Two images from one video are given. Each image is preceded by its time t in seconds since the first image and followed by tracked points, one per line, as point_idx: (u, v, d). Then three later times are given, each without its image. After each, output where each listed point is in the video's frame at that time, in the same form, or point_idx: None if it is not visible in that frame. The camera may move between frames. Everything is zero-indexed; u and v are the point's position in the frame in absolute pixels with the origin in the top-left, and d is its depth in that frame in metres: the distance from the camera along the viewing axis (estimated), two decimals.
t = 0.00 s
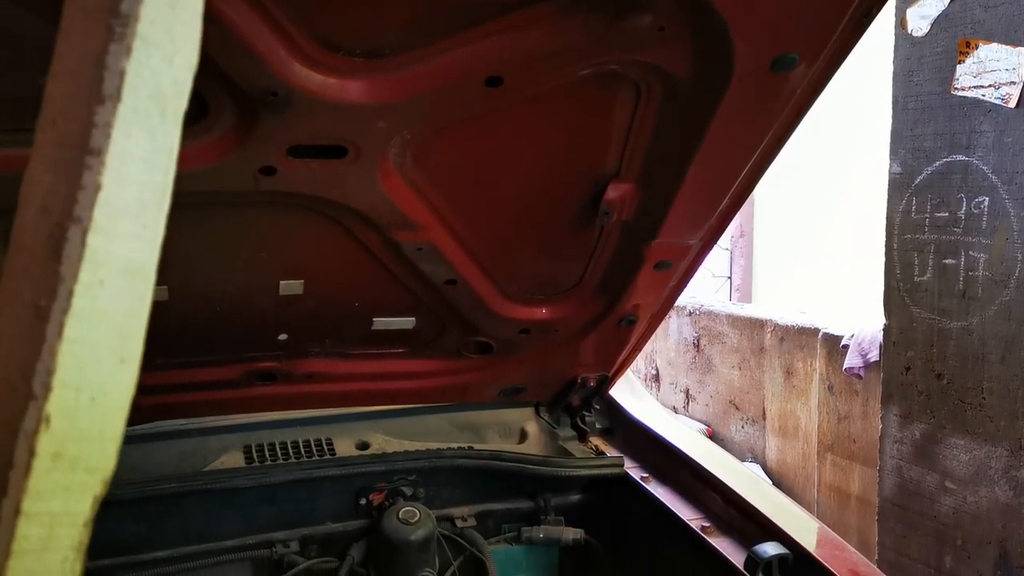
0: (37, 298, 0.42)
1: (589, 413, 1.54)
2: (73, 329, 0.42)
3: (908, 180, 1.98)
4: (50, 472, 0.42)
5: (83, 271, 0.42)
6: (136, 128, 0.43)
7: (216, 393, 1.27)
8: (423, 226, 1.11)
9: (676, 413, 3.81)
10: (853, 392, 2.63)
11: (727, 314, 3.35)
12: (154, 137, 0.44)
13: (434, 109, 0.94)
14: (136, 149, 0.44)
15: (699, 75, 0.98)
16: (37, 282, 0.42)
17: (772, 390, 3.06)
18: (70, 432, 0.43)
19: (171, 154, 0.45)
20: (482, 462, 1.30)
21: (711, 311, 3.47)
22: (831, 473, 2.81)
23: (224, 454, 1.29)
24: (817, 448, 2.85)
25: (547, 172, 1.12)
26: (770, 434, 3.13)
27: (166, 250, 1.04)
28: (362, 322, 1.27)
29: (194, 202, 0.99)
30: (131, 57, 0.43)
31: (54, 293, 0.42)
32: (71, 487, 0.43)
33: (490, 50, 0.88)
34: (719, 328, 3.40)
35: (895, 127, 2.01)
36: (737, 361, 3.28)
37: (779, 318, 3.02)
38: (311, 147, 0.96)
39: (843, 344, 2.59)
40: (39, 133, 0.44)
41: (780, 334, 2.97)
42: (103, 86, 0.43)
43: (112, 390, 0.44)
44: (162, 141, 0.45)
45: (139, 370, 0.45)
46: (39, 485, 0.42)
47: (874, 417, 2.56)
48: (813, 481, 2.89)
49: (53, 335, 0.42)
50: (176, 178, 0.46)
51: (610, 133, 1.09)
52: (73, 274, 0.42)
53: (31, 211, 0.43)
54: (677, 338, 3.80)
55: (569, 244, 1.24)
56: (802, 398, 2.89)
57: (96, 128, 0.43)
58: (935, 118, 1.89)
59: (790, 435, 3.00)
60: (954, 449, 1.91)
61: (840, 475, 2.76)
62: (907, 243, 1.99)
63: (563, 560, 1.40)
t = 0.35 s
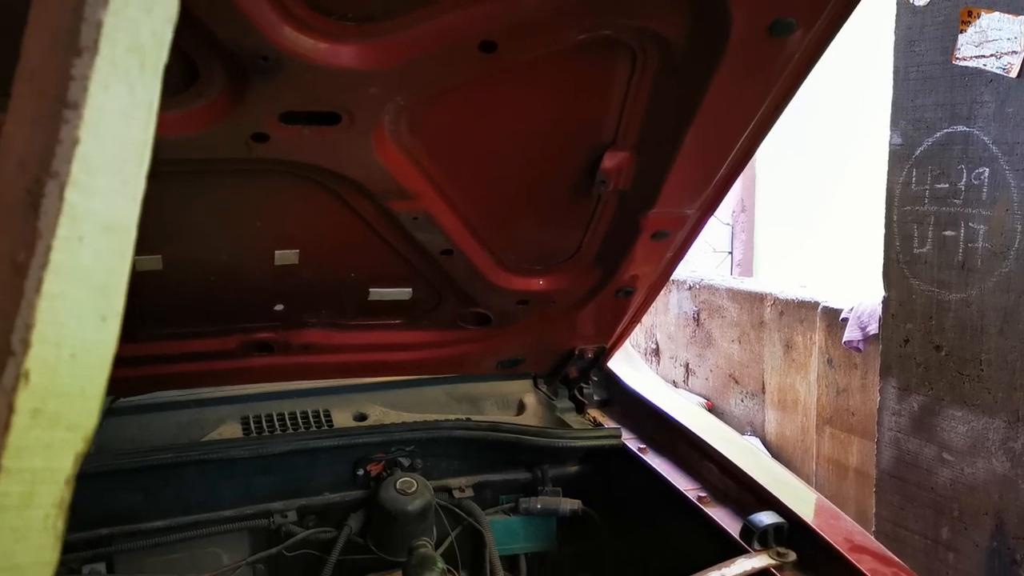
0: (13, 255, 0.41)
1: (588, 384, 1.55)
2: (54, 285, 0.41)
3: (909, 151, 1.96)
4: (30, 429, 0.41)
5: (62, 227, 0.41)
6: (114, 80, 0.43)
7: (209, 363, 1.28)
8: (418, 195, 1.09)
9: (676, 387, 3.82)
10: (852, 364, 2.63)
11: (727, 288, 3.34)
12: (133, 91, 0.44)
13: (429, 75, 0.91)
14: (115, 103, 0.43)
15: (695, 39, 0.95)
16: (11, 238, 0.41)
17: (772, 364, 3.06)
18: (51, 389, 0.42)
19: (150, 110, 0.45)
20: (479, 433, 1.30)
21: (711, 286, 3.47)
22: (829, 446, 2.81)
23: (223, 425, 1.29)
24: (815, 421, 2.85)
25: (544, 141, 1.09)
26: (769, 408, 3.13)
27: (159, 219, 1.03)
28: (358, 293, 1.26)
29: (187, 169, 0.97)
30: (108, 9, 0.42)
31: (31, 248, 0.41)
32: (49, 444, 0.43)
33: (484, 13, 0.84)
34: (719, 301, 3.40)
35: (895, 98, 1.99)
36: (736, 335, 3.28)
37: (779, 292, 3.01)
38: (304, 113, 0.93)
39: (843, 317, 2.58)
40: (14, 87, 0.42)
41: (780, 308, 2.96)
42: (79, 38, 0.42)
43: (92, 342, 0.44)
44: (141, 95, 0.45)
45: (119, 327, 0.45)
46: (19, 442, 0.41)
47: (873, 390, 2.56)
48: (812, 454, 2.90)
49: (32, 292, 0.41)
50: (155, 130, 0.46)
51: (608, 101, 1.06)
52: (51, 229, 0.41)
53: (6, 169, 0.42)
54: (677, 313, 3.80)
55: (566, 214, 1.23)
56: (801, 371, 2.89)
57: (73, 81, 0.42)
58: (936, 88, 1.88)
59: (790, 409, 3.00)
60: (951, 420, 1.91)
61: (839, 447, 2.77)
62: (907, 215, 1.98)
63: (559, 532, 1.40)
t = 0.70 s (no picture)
0: None
1: (584, 361, 1.55)
2: (33, 251, 0.41)
3: (908, 128, 1.95)
4: (10, 396, 0.41)
5: (41, 192, 0.41)
6: (94, 43, 0.42)
7: (206, 341, 1.28)
8: (414, 170, 1.08)
9: (676, 366, 3.83)
10: (851, 343, 2.63)
11: (726, 267, 3.34)
12: (113, 54, 0.43)
13: (422, 49, 0.89)
14: (94, 65, 0.43)
15: (690, 12, 0.93)
16: None
17: (771, 343, 3.06)
18: (32, 355, 0.42)
19: (132, 71, 0.44)
20: (476, 410, 1.30)
21: (711, 265, 3.47)
22: (827, 425, 2.82)
23: (220, 402, 1.29)
24: (814, 399, 2.85)
25: (539, 117, 1.08)
26: (768, 387, 3.13)
27: (152, 194, 1.02)
28: (354, 269, 1.26)
29: (179, 143, 0.96)
30: None
31: (8, 213, 0.40)
32: (31, 412, 0.42)
33: None
34: (718, 280, 3.40)
35: (896, 74, 1.98)
36: (735, 314, 3.28)
37: (778, 270, 3.01)
38: (297, 84, 0.91)
39: (842, 295, 2.58)
40: None
41: (779, 287, 2.96)
42: None
43: (77, 307, 0.43)
44: (122, 58, 0.44)
45: (103, 294, 0.44)
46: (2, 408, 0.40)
47: (871, 368, 2.56)
48: (810, 432, 2.90)
49: (11, 257, 0.40)
50: (137, 96, 0.45)
51: (604, 76, 1.04)
52: (29, 194, 0.41)
53: None
54: (676, 292, 3.82)
55: (562, 190, 1.22)
56: (800, 350, 2.89)
57: (52, 43, 0.41)
58: (936, 64, 1.87)
59: (789, 387, 3.00)
60: (949, 397, 1.91)
61: (837, 426, 2.77)
62: (906, 192, 1.97)
63: (555, 509, 1.40)
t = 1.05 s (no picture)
0: None
1: (583, 341, 1.55)
2: (22, 220, 0.40)
3: (909, 106, 1.94)
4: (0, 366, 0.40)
5: (29, 159, 0.41)
6: (80, 9, 0.42)
7: (204, 320, 1.27)
8: (410, 147, 1.07)
9: (675, 347, 3.84)
10: (849, 323, 2.63)
11: (726, 248, 3.34)
12: (101, 21, 0.43)
13: (416, 23, 0.87)
14: (82, 32, 0.42)
15: None
16: None
17: (770, 323, 3.06)
18: (21, 325, 0.41)
19: (120, 38, 0.44)
20: (474, 389, 1.30)
21: (710, 246, 3.47)
22: (825, 405, 2.82)
23: (217, 381, 1.29)
24: (812, 380, 2.86)
25: (536, 93, 1.06)
26: (767, 367, 3.14)
27: (146, 171, 1.02)
28: (351, 248, 1.25)
29: (173, 119, 0.95)
30: None
31: None
32: (29, 380, 0.42)
33: None
34: (717, 261, 3.40)
35: (897, 51, 1.96)
36: (734, 294, 3.28)
37: (778, 251, 3.01)
38: (290, 59, 0.89)
39: (841, 275, 2.58)
40: None
41: (778, 267, 2.96)
42: None
43: (68, 277, 0.43)
44: (110, 24, 0.44)
45: (93, 264, 0.44)
46: None
47: (870, 348, 2.56)
48: (808, 413, 2.91)
49: None
50: (125, 65, 0.45)
51: (602, 53, 1.02)
52: (17, 162, 0.40)
53: None
54: (675, 273, 3.83)
55: (560, 169, 1.21)
56: (799, 330, 2.89)
57: (38, 9, 0.41)
58: (937, 42, 1.85)
59: (787, 368, 3.00)
60: (947, 376, 1.92)
61: (835, 407, 2.77)
62: (906, 170, 1.97)
63: (554, 488, 1.40)
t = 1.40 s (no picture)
0: None
1: (582, 321, 1.55)
2: (14, 190, 0.40)
3: (909, 84, 1.94)
4: None
5: (22, 130, 0.40)
6: None
7: (203, 300, 1.27)
8: (408, 125, 1.06)
9: (674, 328, 3.85)
10: (848, 304, 2.63)
11: (725, 229, 3.34)
12: None
13: None
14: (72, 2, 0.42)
15: None
16: None
17: (769, 304, 3.07)
18: (15, 298, 0.40)
19: (111, 7, 0.44)
20: (473, 369, 1.30)
21: (710, 227, 3.47)
22: (825, 385, 2.83)
23: (217, 362, 1.29)
24: (811, 360, 2.86)
25: (534, 71, 1.05)
26: (766, 348, 3.15)
27: (143, 150, 1.01)
28: (349, 228, 1.25)
29: (168, 98, 0.94)
30: None
31: None
32: (21, 356, 0.41)
33: None
34: (717, 242, 3.40)
35: (897, 29, 1.95)
36: (733, 275, 3.29)
37: (777, 232, 3.01)
38: (286, 35, 0.87)
39: (840, 255, 2.58)
40: None
41: (778, 248, 2.96)
42: None
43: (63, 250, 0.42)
44: None
45: (88, 236, 0.43)
46: None
47: (869, 328, 2.56)
48: (807, 393, 2.91)
49: None
50: (118, 35, 0.44)
51: (601, 30, 1.00)
52: (9, 132, 0.40)
53: None
54: (674, 254, 3.83)
55: (559, 147, 1.20)
56: (798, 311, 2.89)
57: None
58: (938, 19, 1.84)
59: (787, 348, 3.00)
60: (947, 355, 1.92)
61: (835, 387, 2.77)
62: (907, 149, 1.96)
63: (553, 467, 1.41)
